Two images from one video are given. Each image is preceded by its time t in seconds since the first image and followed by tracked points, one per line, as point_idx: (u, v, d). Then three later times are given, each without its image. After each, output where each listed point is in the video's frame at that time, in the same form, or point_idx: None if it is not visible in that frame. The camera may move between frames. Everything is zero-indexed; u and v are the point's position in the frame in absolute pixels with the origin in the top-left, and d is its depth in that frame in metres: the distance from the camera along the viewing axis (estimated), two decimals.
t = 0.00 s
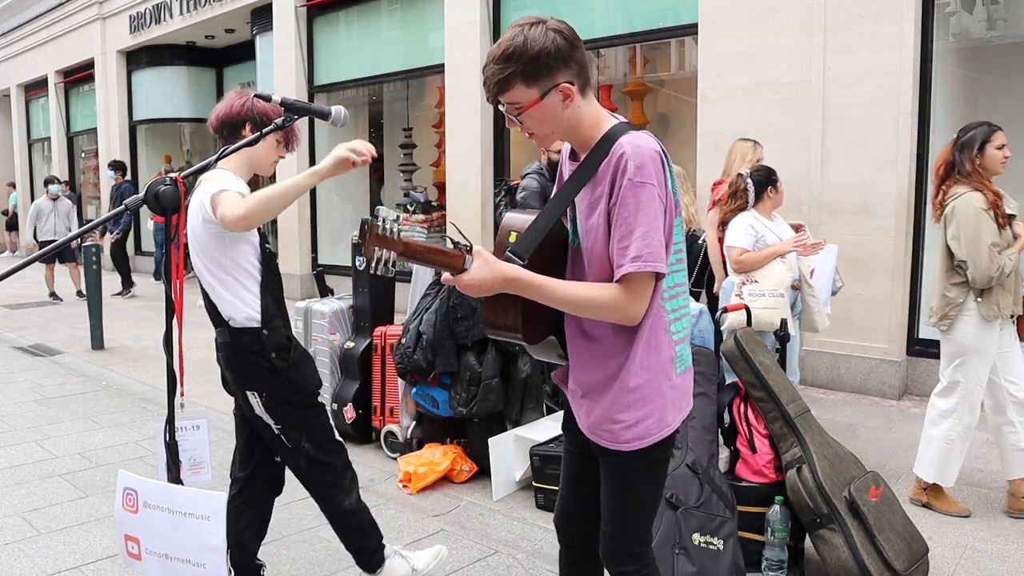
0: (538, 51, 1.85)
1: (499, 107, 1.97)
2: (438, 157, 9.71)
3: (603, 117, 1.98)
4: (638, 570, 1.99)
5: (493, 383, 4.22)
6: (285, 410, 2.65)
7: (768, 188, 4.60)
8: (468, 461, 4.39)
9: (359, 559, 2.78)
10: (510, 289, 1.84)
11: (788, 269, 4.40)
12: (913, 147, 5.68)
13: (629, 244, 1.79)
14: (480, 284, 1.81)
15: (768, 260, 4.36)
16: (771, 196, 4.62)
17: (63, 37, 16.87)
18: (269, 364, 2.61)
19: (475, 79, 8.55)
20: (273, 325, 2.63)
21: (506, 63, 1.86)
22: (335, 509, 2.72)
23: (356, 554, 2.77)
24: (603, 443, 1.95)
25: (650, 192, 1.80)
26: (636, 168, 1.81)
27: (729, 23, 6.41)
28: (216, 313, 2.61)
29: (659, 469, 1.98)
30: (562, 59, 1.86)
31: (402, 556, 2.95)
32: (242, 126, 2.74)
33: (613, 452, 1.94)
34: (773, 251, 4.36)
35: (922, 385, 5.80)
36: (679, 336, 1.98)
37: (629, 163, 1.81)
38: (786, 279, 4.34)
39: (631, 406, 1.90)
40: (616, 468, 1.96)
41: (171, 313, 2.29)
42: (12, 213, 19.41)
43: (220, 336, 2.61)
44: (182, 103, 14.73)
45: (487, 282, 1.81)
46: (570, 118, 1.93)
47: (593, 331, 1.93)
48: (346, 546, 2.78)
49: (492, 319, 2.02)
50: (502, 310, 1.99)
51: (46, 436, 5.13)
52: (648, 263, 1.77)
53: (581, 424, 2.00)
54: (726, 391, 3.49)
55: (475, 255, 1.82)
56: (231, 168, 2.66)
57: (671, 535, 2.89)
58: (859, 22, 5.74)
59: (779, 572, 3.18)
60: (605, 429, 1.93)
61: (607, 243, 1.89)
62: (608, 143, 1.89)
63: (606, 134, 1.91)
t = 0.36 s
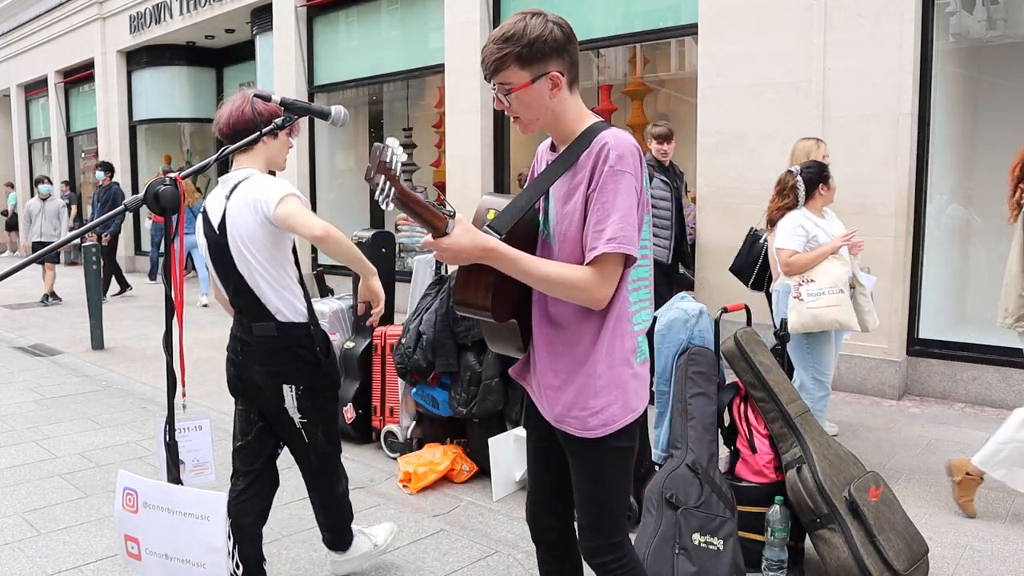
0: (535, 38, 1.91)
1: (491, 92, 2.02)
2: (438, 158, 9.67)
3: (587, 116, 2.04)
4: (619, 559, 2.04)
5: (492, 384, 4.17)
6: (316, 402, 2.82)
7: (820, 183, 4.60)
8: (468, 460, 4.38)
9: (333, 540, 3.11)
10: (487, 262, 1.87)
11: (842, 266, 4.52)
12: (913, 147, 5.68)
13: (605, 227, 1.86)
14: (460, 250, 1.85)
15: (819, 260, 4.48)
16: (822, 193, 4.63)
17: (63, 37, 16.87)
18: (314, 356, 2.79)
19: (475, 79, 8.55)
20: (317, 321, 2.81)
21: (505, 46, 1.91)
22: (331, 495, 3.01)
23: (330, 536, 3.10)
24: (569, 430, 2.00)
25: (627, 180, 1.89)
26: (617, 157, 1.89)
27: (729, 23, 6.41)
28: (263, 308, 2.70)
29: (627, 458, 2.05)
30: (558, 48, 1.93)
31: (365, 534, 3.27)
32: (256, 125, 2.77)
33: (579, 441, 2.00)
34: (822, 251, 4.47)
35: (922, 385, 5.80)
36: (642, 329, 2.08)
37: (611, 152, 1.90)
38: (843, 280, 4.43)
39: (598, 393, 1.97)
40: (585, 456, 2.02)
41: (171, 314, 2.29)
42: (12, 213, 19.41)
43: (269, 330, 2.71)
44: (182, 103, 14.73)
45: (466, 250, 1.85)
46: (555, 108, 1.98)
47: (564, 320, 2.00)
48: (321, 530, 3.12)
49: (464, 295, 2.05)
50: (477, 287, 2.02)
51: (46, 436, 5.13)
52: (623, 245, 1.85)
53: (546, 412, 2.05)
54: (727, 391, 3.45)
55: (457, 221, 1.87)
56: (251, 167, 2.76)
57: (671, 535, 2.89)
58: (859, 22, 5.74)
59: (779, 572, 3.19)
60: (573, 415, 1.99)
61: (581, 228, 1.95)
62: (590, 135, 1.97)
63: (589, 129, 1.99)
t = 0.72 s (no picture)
0: (524, 40, 1.98)
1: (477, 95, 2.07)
2: (438, 158, 9.76)
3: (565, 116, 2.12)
4: (546, 552, 2.09)
5: (492, 383, 4.17)
6: (348, 394, 2.92)
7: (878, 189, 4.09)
8: (468, 460, 4.38)
9: (324, 543, 3.12)
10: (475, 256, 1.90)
11: (904, 279, 3.97)
12: (914, 147, 5.67)
13: (586, 219, 1.92)
14: (448, 246, 1.88)
15: (878, 272, 3.94)
16: (877, 200, 4.10)
17: (64, 36, 16.86)
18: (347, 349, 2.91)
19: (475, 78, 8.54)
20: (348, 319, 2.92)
21: (495, 46, 1.97)
22: (336, 494, 3.05)
23: (321, 539, 3.11)
24: (536, 414, 2.06)
25: (606, 176, 1.96)
26: (597, 154, 1.97)
27: (729, 23, 6.41)
28: (310, 299, 2.83)
29: (583, 447, 2.11)
30: (546, 49, 2.01)
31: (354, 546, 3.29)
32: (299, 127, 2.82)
33: (543, 425, 2.06)
34: (881, 261, 3.94)
35: (922, 385, 5.80)
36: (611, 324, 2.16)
37: (591, 150, 1.97)
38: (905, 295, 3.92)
39: (567, 379, 2.04)
40: (542, 442, 2.08)
41: (171, 314, 2.29)
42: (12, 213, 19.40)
43: (312, 322, 2.82)
44: (182, 103, 14.73)
45: (454, 246, 1.88)
46: (541, 107, 2.05)
47: (538, 310, 2.05)
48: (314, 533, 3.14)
49: (449, 290, 2.07)
50: (466, 285, 2.04)
51: (46, 436, 5.13)
52: (603, 237, 1.92)
53: (514, 398, 2.10)
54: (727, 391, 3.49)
55: (447, 217, 1.89)
56: (298, 168, 2.85)
57: (670, 535, 2.88)
58: (859, 22, 5.73)
59: (779, 572, 3.19)
60: (540, 399, 2.05)
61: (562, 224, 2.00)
62: (569, 135, 2.04)
63: (568, 130, 2.05)
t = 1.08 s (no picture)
0: (473, 45, 2.03)
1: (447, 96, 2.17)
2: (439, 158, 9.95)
3: (532, 120, 2.13)
4: (514, 543, 2.13)
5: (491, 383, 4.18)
6: (372, 389, 3.08)
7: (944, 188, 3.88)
8: (468, 460, 4.38)
9: (328, 540, 3.15)
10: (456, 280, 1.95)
11: (968, 286, 3.74)
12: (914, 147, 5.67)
13: (557, 229, 1.95)
14: (431, 275, 1.92)
15: (941, 275, 3.72)
16: (943, 199, 3.89)
17: (64, 37, 16.86)
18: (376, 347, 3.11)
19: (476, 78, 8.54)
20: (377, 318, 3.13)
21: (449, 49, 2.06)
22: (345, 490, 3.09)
23: (326, 535, 3.14)
24: (516, 411, 2.10)
25: (576, 184, 1.98)
26: (565, 163, 1.98)
27: (729, 23, 6.42)
28: (339, 299, 3.05)
29: (562, 445, 2.14)
30: (494, 59, 2.03)
31: (356, 548, 3.30)
32: (345, 135, 3.07)
33: (522, 421, 2.10)
34: (946, 265, 3.72)
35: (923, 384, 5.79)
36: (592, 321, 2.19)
37: (559, 159, 1.99)
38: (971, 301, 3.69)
39: (546, 378, 2.07)
40: (520, 437, 2.12)
41: (171, 314, 2.29)
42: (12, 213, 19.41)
43: (339, 320, 3.05)
44: (183, 103, 14.74)
45: (436, 273, 1.92)
46: (496, 114, 2.08)
47: (521, 313, 2.09)
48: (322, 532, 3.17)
49: (439, 310, 2.13)
50: (453, 303, 2.10)
51: (46, 437, 5.14)
52: (576, 246, 1.94)
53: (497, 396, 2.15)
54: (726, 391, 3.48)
55: (426, 247, 1.93)
56: (343, 173, 3.11)
57: (671, 535, 2.89)
58: (859, 22, 5.74)
59: (779, 572, 3.18)
60: (519, 396, 2.09)
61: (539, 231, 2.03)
62: (536, 143, 2.05)
63: (536, 136, 2.07)
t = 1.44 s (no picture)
0: (453, 38, 2.05)
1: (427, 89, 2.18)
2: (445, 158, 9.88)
3: (509, 122, 2.14)
4: (490, 544, 2.15)
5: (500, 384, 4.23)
6: (385, 385, 3.08)
7: None
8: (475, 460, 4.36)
9: (338, 534, 3.17)
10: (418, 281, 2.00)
11: None
12: (922, 148, 5.65)
13: (524, 238, 1.95)
14: (393, 276, 1.98)
15: None
16: None
17: (72, 37, 16.91)
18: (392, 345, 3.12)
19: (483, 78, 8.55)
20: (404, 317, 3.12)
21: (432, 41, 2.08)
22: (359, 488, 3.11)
23: (336, 529, 3.16)
24: (480, 417, 2.12)
25: (546, 192, 1.98)
26: (536, 170, 1.98)
27: (736, 23, 6.41)
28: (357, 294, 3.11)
29: (527, 448, 2.16)
30: (473, 55, 2.04)
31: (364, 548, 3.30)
32: (376, 132, 3.21)
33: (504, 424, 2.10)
34: None
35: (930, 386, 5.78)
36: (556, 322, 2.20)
37: (531, 165, 1.99)
38: None
39: (507, 384, 2.08)
40: (486, 442, 2.13)
41: (178, 314, 2.30)
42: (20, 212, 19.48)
43: (358, 313, 3.09)
44: (190, 104, 14.77)
45: (398, 274, 1.98)
46: (471, 111, 2.09)
47: (486, 317, 2.11)
48: (331, 525, 3.19)
49: (403, 308, 2.20)
50: (417, 302, 2.16)
51: (54, 436, 5.15)
52: (542, 256, 1.95)
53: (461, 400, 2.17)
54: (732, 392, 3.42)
55: (389, 247, 1.99)
56: (372, 171, 3.23)
57: (677, 536, 2.89)
58: (867, 22, 5.72)
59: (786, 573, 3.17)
60: (483, 402, 2.10)
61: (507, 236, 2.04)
62: (510, 146, 2.06)
63: (512, 138, 2.07)
